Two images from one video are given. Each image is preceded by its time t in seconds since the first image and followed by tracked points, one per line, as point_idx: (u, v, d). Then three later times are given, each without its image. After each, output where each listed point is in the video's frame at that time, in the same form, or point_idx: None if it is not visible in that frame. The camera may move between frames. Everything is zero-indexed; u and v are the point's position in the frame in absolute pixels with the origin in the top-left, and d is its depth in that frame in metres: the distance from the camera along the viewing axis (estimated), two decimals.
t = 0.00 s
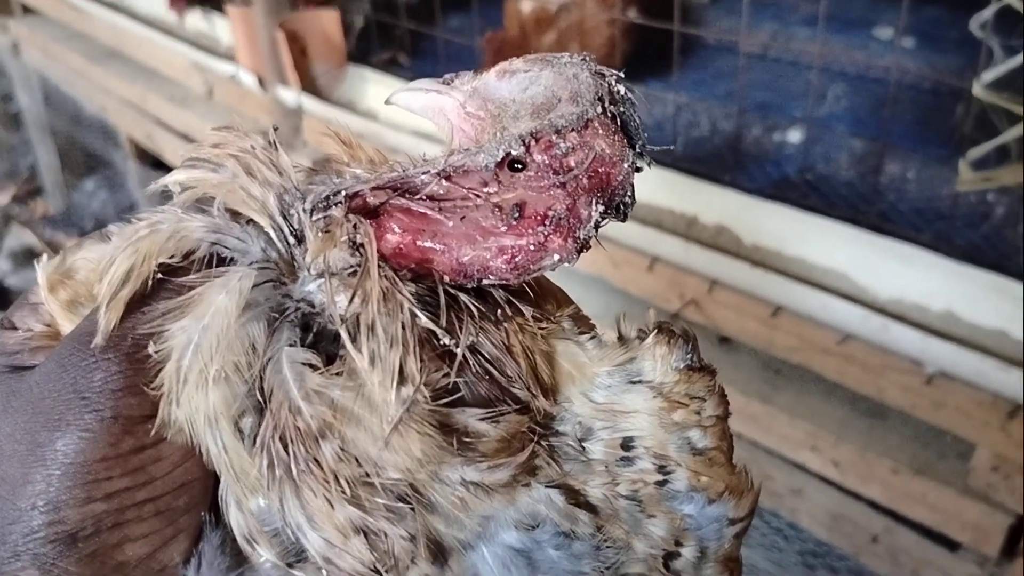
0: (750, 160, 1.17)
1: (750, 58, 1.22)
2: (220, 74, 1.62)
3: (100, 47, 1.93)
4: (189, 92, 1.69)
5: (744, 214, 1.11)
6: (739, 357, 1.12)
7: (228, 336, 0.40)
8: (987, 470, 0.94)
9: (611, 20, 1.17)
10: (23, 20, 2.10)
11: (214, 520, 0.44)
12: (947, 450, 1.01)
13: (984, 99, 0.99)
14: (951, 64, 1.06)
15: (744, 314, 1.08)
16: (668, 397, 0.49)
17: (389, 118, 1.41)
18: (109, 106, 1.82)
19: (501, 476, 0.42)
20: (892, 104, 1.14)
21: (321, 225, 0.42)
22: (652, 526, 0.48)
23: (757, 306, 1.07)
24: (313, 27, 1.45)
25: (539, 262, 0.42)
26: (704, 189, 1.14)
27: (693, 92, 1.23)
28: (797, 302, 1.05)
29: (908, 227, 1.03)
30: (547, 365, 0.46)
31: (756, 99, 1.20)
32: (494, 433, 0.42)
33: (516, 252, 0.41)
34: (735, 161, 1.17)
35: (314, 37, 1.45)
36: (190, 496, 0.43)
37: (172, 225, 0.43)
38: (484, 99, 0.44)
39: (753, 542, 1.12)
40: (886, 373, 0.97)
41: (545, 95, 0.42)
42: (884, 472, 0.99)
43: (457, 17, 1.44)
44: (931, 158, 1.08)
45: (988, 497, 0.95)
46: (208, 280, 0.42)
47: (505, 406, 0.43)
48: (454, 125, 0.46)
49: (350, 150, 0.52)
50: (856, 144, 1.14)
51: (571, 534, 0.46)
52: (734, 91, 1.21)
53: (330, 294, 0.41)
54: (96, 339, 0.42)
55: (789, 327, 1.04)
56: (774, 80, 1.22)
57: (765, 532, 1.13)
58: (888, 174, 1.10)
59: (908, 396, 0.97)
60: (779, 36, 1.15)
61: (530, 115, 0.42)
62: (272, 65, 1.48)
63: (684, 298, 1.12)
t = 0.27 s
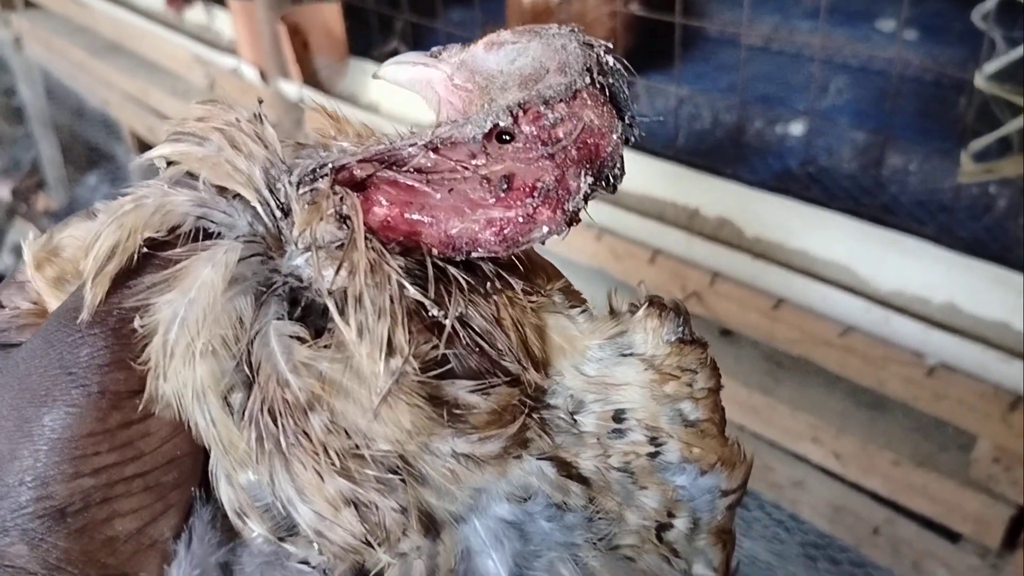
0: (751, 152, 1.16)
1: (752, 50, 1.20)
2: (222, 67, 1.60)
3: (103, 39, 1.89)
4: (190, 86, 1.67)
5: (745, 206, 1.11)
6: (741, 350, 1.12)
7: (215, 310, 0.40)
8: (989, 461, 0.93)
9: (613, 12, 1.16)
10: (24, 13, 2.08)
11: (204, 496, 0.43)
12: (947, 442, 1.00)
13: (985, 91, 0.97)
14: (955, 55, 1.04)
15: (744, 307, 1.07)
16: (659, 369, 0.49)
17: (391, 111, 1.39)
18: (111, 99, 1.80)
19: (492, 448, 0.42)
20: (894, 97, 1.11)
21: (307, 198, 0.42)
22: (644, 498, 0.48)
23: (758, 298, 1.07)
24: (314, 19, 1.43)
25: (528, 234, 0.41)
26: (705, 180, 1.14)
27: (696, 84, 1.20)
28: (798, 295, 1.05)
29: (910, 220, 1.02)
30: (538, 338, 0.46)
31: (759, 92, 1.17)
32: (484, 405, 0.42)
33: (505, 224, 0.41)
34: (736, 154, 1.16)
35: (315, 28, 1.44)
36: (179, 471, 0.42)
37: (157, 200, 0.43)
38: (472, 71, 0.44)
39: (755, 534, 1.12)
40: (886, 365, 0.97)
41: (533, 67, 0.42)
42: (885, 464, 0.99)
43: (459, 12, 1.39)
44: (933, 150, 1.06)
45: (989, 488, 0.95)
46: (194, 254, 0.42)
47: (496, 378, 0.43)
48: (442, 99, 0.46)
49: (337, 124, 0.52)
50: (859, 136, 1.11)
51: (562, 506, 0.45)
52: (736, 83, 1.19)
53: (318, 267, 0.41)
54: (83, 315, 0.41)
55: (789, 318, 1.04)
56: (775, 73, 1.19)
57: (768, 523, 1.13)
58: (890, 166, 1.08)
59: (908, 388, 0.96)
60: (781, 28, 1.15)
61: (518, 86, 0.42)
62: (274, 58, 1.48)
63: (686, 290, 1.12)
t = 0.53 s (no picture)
0: (756, 151, 1.21)
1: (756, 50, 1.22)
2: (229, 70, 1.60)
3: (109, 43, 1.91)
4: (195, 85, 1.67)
5: (750, 206, 1.15)
6: (746, 350, 1.14)
7: (212, 267, 0.40)
8: (992, 460, 0.94)
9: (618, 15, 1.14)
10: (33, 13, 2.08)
11: (204, 455, 0.43)
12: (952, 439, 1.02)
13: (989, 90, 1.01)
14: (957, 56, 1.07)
15: (748, 306, 1.10)
16: (653, 327, 0.50)
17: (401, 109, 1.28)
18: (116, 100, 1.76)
19: (489, 403, 0.43)
20: (900, 97, 1.15)
21: (302, 156, 0.42)
22: (640, 453, 0.48)
23: (762, 298, 1.09)
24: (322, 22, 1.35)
25: (522, 192, 0.42)
26: (710, 181, 1.19)
27: (701, 86, 1.26)
28: (802, 294, 1.08)
29: (914, 220, 1.07)
30: (534, 297, 0.47)
31: (763, 92, 1.22)
32: (481, 361, 0.42)
33: (499, 182, 0.42)
34: (741, 153, 1.21)
35: (320, 31, 1.35)
36: (180, 429, 0.42)
37: (153, 159, 0.43)
38: (465, 32, 0.44)
39: (760, 533, 1.16)
40: (890, 364, 0.99)
41: (525, 26, 0.42)
42: (889, 462, 1.00)
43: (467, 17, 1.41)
44: (938, 150, 1.10)
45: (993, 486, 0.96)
46: (192, 211, 0.42)
47: (493, 334, 0.44)
48: (435, 60, 0.45)
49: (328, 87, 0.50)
50: (863, 136, 1.16)
51: (560, 461, 0.45)
52: (742, 83, 1.24)
53: (314, 224, 0.41)
54: (81, 274, 0.41)
55: (793, 319, 1.06)
56: (780, 73, 1.22)
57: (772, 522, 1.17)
58: (894, 166, 1.13)
59: (913, 386, 0.98)
60: (785, 28, 1.18)
61: (511, 45, 0.42)
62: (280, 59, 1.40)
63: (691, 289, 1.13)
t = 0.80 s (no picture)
0: (768, 156, 1.32)
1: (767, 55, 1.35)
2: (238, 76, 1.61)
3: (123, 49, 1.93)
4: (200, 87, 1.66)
5: (764, 212, 1.26)
6: (756, 350, 1.20)
7: (235, 230, 0.41)
8: (1003, 462, 0.99)
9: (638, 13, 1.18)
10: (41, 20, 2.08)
11: (228, 419, 0.44)
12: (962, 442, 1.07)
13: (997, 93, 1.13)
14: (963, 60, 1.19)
15: (759, 308, 1.17)
16: (663, 289, 0.51)
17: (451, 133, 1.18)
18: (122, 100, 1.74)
19: (508, 361, 0.43)
20: (909, 101, 1.26)
21: (319, 121, 0.42)
22: (654, 411, 0.49)
23: (774, 301, 1.17)
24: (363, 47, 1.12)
25: (537, 153, 0.43)
26: (724, 187, 1.29)
27: (710, 90, 1.38)
28: (814, 296, 1.17)
29: (919, 221, 1.17)
30: (548, 260, 0.48)
31: (770, 96, 1.34)
32: (499, 320, 0.43)
33: (514, 144, 0.42)
34: (752, 156, 1.33)
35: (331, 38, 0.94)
36: (203, 392, 0.43)
37: (174, 126, 0.44)
38: None
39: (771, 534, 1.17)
40: (899, 365, 1.06)
41: None
42: (899, 463, 1.05)
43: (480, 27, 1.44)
44: (944, 153, 1.22)
45: (1003, 488, 1.00)
46: (214, 173, 0.43)
47: (510, 293, 0.45)
48: (445, 29, 0.46)
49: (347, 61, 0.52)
50: (871, 140, 1.28)
51: (576, 418, 0.46)
52: (751, 87, 1.36)
53: (336, 187, 0.42)
54: (103, 241, 0.42)
55: (803, 320, 1.13)
56: (788, 76, 1.35)
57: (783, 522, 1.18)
58: (902, 169, 1.24)
59: (924, 388, 1.04)
60: (794, 34, 1.32)
61: (522, 10, 0.42)
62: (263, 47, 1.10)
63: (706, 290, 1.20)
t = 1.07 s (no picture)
0: (778, 156, 1.35)
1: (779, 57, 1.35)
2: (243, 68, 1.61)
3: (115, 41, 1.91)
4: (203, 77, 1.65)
5: (776, 216, 1.29)
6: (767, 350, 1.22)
7: (240, 197, 0.40)
8: (1015, 464, 1.00)
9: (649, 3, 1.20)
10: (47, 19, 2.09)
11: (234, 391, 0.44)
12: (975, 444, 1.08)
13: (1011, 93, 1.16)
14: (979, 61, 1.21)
15: (770, 309, 1.19)
16: (672, 256, 0.50)
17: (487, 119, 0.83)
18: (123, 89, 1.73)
19: (518, 326, 0.43)
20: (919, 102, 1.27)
21: (323, 86, 0.42)
22: (664, 377, 0.49)
23: (786, 303, 1.19)
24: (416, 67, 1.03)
25: (542, 118, 0.42)
26: (734, 190, 1.32)
27: (721, 91, 1.40)
28: (824, 298, 1.19)
29: (932, 224, 1.20)
30: (555, 228, 0.47)
31: (784, 98, 1.36)
32: (507, 287, 0.43)
33: (519, 108, 0.42)
34: (764, 159, 1.35)
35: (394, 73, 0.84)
36: (210, 364, 0.43)
37: (175, 95, 0.43)
38: None
39: (782, 537, 1.18)
40: (913, 366, 1.08)
41: None
42: (911, 465, 1.06)
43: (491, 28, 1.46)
44: (957, 155, 1.23)
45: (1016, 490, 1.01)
46: (214, 142, 0.42)
47: (518, 260, 0.44)
48: None
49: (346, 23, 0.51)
50: (882, 141, 1.29)
51: (587, 385, 0.46)
52: (762, 89, 1.37)
53: (338, 158, 0.41)
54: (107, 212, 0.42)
55: (815, 322, 1.16)
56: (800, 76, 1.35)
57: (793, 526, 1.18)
58: (915, 172, 1.26)
59: (936, 391, 1.06)
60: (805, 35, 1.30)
61: None
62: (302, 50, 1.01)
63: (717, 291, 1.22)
